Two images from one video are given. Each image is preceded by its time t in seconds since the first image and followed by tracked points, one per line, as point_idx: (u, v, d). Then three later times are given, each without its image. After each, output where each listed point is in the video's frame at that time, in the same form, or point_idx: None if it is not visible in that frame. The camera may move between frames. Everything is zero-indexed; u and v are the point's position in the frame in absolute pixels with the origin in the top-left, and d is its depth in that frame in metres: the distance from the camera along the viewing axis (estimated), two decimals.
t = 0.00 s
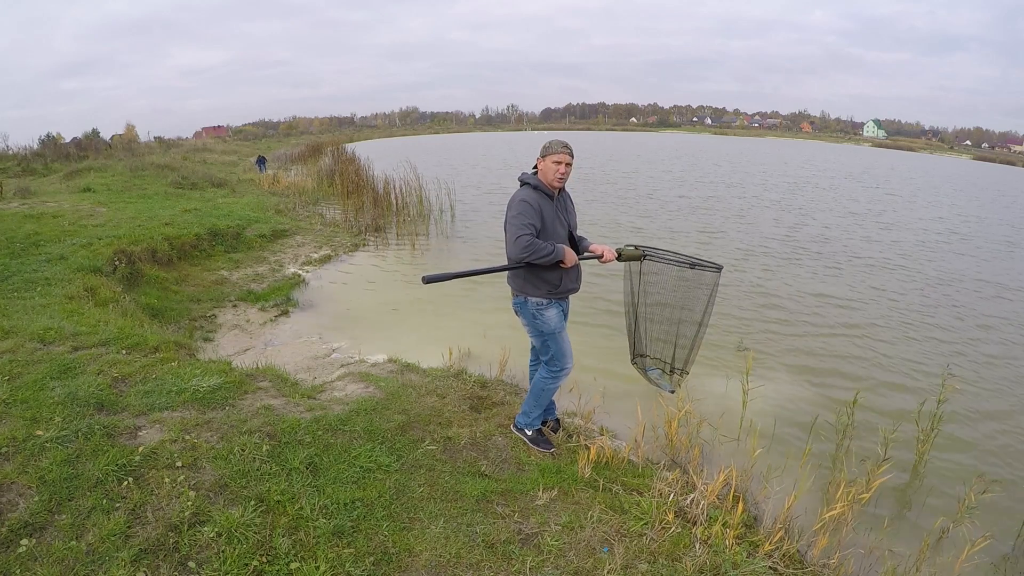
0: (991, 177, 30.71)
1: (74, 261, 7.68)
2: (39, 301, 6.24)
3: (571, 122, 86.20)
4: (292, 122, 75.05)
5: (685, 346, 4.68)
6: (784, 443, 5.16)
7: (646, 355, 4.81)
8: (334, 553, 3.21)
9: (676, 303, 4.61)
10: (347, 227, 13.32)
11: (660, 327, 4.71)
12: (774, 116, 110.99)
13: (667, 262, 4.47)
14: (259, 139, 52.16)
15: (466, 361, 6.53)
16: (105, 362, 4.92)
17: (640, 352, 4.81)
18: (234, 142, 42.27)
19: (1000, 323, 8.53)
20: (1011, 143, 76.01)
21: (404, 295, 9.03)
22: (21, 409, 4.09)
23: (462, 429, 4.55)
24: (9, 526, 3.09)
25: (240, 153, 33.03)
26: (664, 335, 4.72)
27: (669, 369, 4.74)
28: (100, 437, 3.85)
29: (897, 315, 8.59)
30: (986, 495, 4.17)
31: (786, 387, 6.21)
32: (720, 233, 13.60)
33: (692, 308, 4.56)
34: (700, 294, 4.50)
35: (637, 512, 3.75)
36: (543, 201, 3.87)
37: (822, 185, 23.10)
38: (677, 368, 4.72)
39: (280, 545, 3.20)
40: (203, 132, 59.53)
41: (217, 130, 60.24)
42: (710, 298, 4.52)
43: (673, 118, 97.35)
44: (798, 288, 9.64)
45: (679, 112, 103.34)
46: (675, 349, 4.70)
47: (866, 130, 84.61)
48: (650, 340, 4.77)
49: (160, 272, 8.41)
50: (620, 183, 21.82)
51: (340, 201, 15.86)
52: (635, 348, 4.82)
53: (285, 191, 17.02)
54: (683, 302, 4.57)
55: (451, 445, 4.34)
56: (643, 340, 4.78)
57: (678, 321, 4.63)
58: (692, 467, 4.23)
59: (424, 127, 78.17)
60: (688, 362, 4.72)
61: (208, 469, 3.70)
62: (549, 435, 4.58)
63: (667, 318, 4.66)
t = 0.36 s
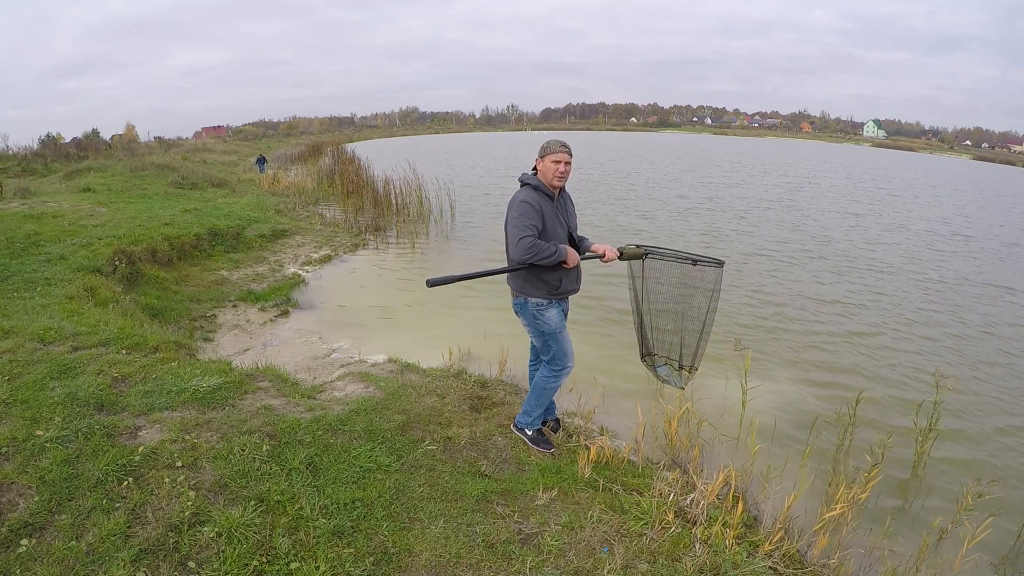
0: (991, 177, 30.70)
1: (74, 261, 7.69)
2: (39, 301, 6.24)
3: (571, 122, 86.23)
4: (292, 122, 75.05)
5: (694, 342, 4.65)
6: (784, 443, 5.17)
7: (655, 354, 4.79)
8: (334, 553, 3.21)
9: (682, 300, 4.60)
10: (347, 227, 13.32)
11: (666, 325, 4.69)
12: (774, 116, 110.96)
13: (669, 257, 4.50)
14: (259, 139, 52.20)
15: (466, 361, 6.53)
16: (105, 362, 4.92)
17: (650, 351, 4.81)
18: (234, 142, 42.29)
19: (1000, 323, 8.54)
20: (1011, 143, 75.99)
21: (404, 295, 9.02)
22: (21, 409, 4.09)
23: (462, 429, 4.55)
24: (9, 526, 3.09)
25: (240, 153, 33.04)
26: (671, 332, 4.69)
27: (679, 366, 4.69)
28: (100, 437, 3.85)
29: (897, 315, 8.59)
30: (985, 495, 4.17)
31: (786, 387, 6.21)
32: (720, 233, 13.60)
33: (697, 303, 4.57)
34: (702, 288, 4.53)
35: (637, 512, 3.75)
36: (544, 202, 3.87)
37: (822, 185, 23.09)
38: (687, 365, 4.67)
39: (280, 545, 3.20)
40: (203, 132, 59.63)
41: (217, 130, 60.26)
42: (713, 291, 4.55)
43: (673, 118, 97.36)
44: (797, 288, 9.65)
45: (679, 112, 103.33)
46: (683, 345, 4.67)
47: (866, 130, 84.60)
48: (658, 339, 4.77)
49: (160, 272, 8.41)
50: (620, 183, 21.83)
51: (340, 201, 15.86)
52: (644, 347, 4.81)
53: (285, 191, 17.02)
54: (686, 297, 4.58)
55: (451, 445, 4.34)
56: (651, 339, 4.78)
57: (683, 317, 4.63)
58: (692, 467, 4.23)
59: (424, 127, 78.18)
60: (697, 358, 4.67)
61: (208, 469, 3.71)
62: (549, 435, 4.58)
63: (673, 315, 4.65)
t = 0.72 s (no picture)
0: (991, 178, 30.70)
1: (74, 261, 7.69)
2: (39, 301, 6.24)
3: (571, 122, 86.22)
4: (292, 123, 75.04)
5: (695, 340, 4.62)
6: (784, 443, 5.17)
7: (656, 352, 4.80)
8: (334, 553, 3.21)
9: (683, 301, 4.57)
10: (347, 227, 13.32)
11: (667, 323, 4.69)
12: (774, 117, 110.99)
13: (672, 255, 4.48)
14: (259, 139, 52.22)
15: (466, 361, 6.53)
16: (105, 362, 4.92)
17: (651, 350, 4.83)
18: (234, 142, 42.29)
19: (1000, 323, 8.55)
20: (1011, 142, 75.98)
21: (403, 295, 9.02)
22: (21, 409, 4.09)
23: (462, 429, 4.55)
24: (9, 526, 3.09)
25: (240, 153, 33.04)
26: (672, 331, 4.69)
27: (679, 364, 4.68)
28: (100, 437, 3.85)
29: (898, 315, 8.59)
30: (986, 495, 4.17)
31: (786, 387, 6.21)
32: (720, 233, 13.60)
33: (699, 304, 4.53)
34: (705, 286, 4.47)
35: (637, 512, 3.75)
36: (542, 201, 3.87)
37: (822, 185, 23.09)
38: (687, 363, 4.66)
39: (280, 545, 3.20)
40: (203, 132, 59.64)
41: (217, 130, 60.28)
42: (717, 289, 4.50)
43: (673, 118, 97.36)
44: (797, 288, 9.66)
45: (679, 112, 103.44)
46: (684, 344, 4.66)
47: (866, 130, 84.61)
48: (658, 337, 4.77)
49: (160, 272, 8.41)
50: (619, 183, 21.83)
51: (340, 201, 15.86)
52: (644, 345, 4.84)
53: (285, 191, 17.02)
54: (689, 295, 4.54)
55: (451, 445, 4.33)
56: (652, 336, 4.78)
57: (685, 315, 4.60)
58: (692, 467, 4.24)
59: (424, 127, 78.17)
60: (698, 357, 4.65)
61: (208, 469, 3.71)
62: (549, 435, 4.58)
63: (674, 313, 4.64)
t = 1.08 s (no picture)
0: (991, 178, 30.70)
1: (74, 261, 7.69)
2: (39, 301, 6.24)
3: (571, 122, 86.22)
4: (292, 123, 75.03)
5: (691, 348, 4.64)
6: (783, 443, 5.17)
7: (653, 359, 4.81)
8: (334, 553, 3.21)
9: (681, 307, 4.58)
10: (347, 227, 13.33)
11: (664, 331, 4.70)
12: (773, 117, 110.96)
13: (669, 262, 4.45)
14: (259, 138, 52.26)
15: (466, 360, 6.53)
16: (105, 362, 4.92)
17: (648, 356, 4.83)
18: (234, 142, 42.29)
19: (1000, 323, 8.56)
20: (1011, 142, 75.97)
21: (403, 296, 9.02)
22: (21, 409, 4.09)
23: (462, 429, 4.55)
24: (9, 526, 3.09)
25: (240, 154, 33.03)
26: (669, 338, 4.70)
27: (676, 372, 4.69)
28: (100, 437, 3.85)
29: (898, 315, 8.59)
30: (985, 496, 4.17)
31: (786, 387, 6.21)
32: (720, 233, 13.61)
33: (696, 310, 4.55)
34: (703, 294, 4.49)
35: (637, 512, 3.75)
36: (541, 201, 3.87)
37: (822, 185, 23.09)
38: (683, 371, 4.68)
39: (280, 545, 3.20)
40: (203, 132, 59.61)
41: (217, 130, 60.27)
42: (715, 296, 4.52)
43: (673, 118, 97.36)
44: (797, 287, 9.68)
45: (679, 112, 103.44)
46: (681, 352, 4.67)
47: (866, 130, 84.58)
48: (656, 344, 4.78)
49: (160, 272, 8.40)
50: (619, 183, 21.85)
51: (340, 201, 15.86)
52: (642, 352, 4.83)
53: (285, 191, 17.02)
54: (686, 303, 4.56)
55: (451, 445, 4.34)
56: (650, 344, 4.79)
57: (682, 322, 4.62)
58: (692, 467, 4.23)
59: (424, 127, 78.17)
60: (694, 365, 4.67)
61: (208, 469, 3.70)
62: (549, 435, 4.58)
63: (671, 321, 4.65)
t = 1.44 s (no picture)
0: (991, 177, 30.72)
1: (74, 261, 7.69)
2: (39, 301, 6.24)
3: (571, 122, 86.20)
4: (292, 123, 75.01)
5: (688, 348, 4.68)
6: (784, 443, 5.17)
7: (649, 358, 4.78)
8: (334, 553, 3.21)
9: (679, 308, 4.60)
10: (347, 227, 13.33)
11: (661, 330, 4.69)
12: (773, 117, 111.02)
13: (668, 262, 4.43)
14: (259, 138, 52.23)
15: (466, 360, 6.53)
16: (105, 362, 4.92)
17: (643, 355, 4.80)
18: (234, 142, 42.27)
19: (1000, 323, 8.56)
20: (1011, 142, 75.97)
21: (403, 296, 9.01)
22: (21, 409, 4.09)
23: (462, 429, 4.55)
24: (9, 526, 3.09)
25: (240, 154, 33.03)
26: (666, 337, 4.70)
27: (671, 371, 4.71)
28: (100, 437, 3.85)
29: (898, 315, 8.59)
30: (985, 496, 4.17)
31: (785, 387, 6.21)
32: (720, 233, 13.61)
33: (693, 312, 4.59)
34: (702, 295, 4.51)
35: (637, 512, 3.75)
36: (539, 202, 3.87)
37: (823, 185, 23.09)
38: (679, 371, 4.69)
39: (280, 545, 3.20)
40: (203, 132, 59.63)
41: (218, 130, 60.26)
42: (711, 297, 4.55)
43: (673, 118, 97.37)
44: (797, 288, 9.68)
45: (679, 112, 103.47)
46: (677, 351, 4.70)
47: (867, 130, 84.59)
48: (653, 343, 4.76)
49: (160, 272, 8.40)
50: (619, 183, 21.84)
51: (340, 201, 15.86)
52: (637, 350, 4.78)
53: (285, 191, 17.02)
54: (684, 303, 4.58)
55: (451, 445, 4.33)
56: (646, 342, 4.75)
57: (679, 323, 4.64)
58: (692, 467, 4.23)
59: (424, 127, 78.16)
60: (690, 364, 4.70)
61: (208, 469, 3.71)
62: (549, 435, 4.58)
63: (669, 320, 4.66)
